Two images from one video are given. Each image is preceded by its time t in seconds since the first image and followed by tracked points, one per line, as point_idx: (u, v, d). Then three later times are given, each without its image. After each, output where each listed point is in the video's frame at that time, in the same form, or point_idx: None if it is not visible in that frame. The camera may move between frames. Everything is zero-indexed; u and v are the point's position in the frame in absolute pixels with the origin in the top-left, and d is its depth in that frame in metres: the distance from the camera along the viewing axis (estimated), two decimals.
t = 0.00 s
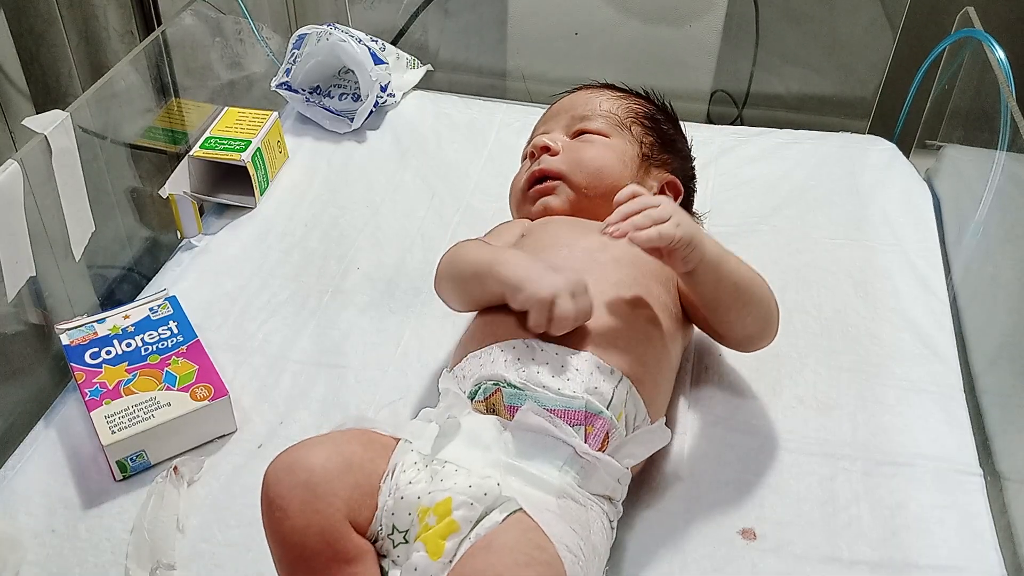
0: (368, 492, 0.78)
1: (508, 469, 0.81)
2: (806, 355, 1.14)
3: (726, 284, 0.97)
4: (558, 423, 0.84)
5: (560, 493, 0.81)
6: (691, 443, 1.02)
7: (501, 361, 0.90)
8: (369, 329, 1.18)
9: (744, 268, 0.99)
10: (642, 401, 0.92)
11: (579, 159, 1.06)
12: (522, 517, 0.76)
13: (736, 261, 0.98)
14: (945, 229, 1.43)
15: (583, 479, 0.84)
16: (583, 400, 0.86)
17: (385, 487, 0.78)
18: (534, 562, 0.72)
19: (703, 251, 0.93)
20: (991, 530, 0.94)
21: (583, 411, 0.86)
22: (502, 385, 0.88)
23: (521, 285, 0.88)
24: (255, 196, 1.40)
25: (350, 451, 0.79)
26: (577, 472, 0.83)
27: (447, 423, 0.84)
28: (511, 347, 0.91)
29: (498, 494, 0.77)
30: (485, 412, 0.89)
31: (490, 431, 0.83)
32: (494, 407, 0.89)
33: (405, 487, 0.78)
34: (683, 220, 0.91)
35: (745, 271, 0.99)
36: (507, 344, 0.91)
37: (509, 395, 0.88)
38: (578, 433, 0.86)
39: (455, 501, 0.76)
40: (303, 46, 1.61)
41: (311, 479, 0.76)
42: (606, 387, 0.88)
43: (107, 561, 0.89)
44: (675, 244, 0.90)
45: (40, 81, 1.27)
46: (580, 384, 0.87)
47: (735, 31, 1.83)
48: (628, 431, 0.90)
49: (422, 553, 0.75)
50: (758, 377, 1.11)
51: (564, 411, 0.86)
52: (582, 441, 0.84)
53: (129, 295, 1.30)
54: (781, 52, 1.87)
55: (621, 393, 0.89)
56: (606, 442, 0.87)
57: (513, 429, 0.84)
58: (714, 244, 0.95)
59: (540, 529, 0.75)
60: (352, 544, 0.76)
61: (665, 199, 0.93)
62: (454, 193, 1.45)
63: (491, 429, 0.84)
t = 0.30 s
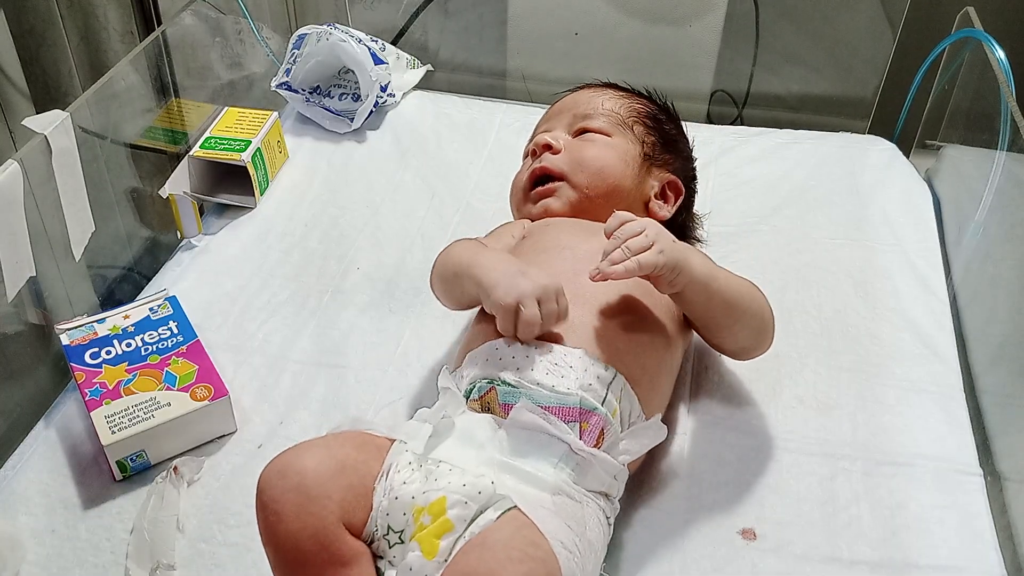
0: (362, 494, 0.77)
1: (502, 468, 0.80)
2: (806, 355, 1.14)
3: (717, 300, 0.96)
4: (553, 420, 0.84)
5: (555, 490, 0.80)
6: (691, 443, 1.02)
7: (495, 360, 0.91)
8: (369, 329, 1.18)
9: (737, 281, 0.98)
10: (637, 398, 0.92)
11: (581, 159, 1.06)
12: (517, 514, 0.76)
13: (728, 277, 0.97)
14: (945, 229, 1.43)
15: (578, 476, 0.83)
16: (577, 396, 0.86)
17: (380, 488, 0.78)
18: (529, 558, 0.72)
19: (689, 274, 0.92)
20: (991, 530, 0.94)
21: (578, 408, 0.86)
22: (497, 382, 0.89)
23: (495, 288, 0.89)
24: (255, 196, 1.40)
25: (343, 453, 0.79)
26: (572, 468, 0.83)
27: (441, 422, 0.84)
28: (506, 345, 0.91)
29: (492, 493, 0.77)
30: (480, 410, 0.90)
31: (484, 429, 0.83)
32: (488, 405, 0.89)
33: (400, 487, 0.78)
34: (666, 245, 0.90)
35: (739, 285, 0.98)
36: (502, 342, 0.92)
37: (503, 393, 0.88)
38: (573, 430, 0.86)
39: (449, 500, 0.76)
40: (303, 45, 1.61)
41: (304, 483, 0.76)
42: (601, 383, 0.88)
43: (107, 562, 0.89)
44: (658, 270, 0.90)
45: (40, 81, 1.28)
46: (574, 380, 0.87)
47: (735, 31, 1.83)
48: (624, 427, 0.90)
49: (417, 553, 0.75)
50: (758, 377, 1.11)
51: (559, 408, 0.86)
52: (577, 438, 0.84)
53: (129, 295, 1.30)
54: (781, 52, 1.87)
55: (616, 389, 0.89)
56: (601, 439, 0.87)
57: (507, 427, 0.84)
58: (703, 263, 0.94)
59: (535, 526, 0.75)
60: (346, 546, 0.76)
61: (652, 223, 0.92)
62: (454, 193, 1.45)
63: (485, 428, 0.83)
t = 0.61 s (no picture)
0: (356, 495, 0.78)
1: (495, 464, 0.80)
2: (806, 355, 1.14)
3: (709, 295, 0.95)
4: (545, 415, 0.84)
5: (548, 485, 0.80)
6: (691, 443, 1.02)
7: (488, 357, 0.91)
8: (369, 329, 1.18)
9: (729, 276, 0.97)
10: (631, 393, 0.92)
11: (575, 161, 1.05)
12: (509, 509, 0.76)
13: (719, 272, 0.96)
14: (945, 229, 1.43)
15: (572, 471, 0.83)
16: (569, 391, 0.86)
17: (373, 488, 0.79)
18: (519, 551, 0.72)
19: (680, 269, 0.91)
20: (991, 530, 0.94)
21: (570, 403, 0.86)
22: (489, 379, 0.88)
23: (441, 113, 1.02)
24: (255, 196, 1.40)
25: (336, 455, 0.79)
26: (565, 462, 0.83)
27: (434, 421, 0.84)
28: (499, 341, 0.91)
29: (484, 489, 0.77)
30: (474, 408, 0.90)
31: (478, 425, 0.84)
32: (482, 402, 0.89)
33: (393, 486, 0.78)
34: (655, 239, 0.89)
35: (730, 280, 0.97)
36: (496, 339, 0.92)
37: (495, 390, 0.88)
38: (566, 424, 0.86)
39: (442, 498, 0.76)
40: (303, 45, 1.61)
41: (298, 485, 0.76)
42: (593, 378, 0.89)
43: (107, 562, 0.89)
44: (646, 265, 0.89)
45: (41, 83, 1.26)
46: (565, 375, 0.88)
47: (735, 31, 1.83)
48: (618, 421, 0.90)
49: (411, 551, 0.75)
50: (758, 377, 1.11)
51: (551, 403, 0.86)
52: (570, 432, 0.84)
53: (129, 295, 1.30)
54: (781, 52, 1.87)
55: (608, 385, 0.90)
56: (594, 433, 0.87)
57: (500, 423, 0.84)
58: (694, 258, 0.93)
59: (526, 520, 0.76)
60: (341, 547, 0.76)
61: (644, 216, 0.91)
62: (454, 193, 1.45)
63: (478, 425, 0.84)
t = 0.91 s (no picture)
0: (351, 494, 0.78)
1: (489, 459, 0.80)
2: (806, 355, 1.14)
3: (690, 293, 0.95)
4: (538, 410, 0.84)
5: (542, 480, 0.80)
6: (690, 442, 1.02)
7: (482, 354, 0.91)
8: (370, 329, 1.18)
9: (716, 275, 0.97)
10: (626, 386, 0.92)
11: (584, 160, 1.05)
12: (503, 503, 0.76)
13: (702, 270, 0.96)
14: (945, 229, 1.44)
15: (567, 466, 0.83)
16: (562, 386, 0.86)
17: (369, 487, 0.78)
18: (509, 544, 0.72)
19: (651, 262, 0.92)
20: (991, 531, 0.94)
21: (563, 398, 0.86)
22: (483, 376, 0.88)
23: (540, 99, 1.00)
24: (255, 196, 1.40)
25: (332, 455, 0.79)
26: (560, 458, 0.83)
27: (428, 419, 0.84)
28: (494, 339, 0.92)
29: (478, 485, 0.77)
30: (468, 405, 0.89)
31: (472, 422, 0.83)
32: (476, 400, 0.89)
33: (388, 485, 0.77)
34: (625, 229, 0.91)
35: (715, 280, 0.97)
36: (492, 337, 0.92)
37: (489, 386, 0.87)
38: (560, 420, 0.85)
39: (436, 494, 0.76)
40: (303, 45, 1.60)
41: (292, 486, 0.76)
42: (587, 374, 0.89)
43: (108, 562, 0.89)
44: (615, 259, 0.90)
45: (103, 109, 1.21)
46: (559, 370, 0.87)
47: (735, 30, 1.82)
48: (613, 416, 0.90)
49: (405, 548, 0.75)
50: (758, 377, 1.11)
51: (544, 399, 0.85)
52: (564, 428, 0.84)
53: (129, 295, 1.30)
54: (781, 51, 1.87)
55: (602, 379, 0.89)
56: (589, 427, 0.86)
57: (493, 421, 0.84)
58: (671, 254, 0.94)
59: (520, 515, 0.75)
60: (337, 547, 0.76)
61: (619, 209, 0.93)
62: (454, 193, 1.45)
63: (473, 421, 0.83)
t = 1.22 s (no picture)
0: (347, 492, 0.77)
1: (483, 452, 0.80)
2: (806, 355, 1.14)
3: (683, 294, 0.94)
4: (532, 402, 0.84)
5: (537, 472, 0.80)
6: (690, 442, 1.02)
7: (478, 350, 0.92)
8: (370, 329, 1.18)
9: (712, 276, 0.96)
10: (624, 379, 0.92)
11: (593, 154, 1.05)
12: (495, 493, 0.76)
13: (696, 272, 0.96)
14: (945, 229, 1.44)
15: (562, 457, 0.83)
16: (556, 378, 0.86)
17: (365, 484, 0.78)
18: (499, 530, 0.72)
19: (637, 264, 0.93)
20: (990, 530, 0.94)
21: (557, 390, 0.86)
22: (477, 371, 0.89)
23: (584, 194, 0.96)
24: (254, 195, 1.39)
25: (328, 454, 0.79)
26: (555, 450, 0.83)
27: (423, 416, 0.85)
28: (489, 335, 0.93)
29: (472, 476, 0.77)
30: (465, 401, 0.90)
31: (467, 416, 0.84)
32: (471, 394, 0.89)
33: (383, 480, 0.78)
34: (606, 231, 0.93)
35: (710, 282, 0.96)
36: (488, 332, 0.93)
37: (483, 381, 0.88)
38: (554, 412, 0.85)
39: (430, 487, 0.76)
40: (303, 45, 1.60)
41: (289, 485, 0.75)
42: (582, 366, 0.89)
43: (108, 562, 0.89)
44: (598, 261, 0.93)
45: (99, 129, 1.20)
46: (553, 363, 0.88)
47: (735, 30, 1.82)
48: (609, 408, 0.90)
49: (401, 542, 0.75)
50: (758, 377, 1.11)
51: (538, 391, 0.86)
52: (558, 420, 0.84)
53: (130, 295, 1.30)
54: (781, 51, 1.87)
55: (597, 371, 0.89)
56: (584, 419, 0.86)
57: (487, 416, 0.84)
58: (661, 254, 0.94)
59: (512, 504, 0.75)
60: (334, 545, 0.75)
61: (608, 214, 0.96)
62: (454, 193, 1.45)
63: (467, 416, 0.84)
